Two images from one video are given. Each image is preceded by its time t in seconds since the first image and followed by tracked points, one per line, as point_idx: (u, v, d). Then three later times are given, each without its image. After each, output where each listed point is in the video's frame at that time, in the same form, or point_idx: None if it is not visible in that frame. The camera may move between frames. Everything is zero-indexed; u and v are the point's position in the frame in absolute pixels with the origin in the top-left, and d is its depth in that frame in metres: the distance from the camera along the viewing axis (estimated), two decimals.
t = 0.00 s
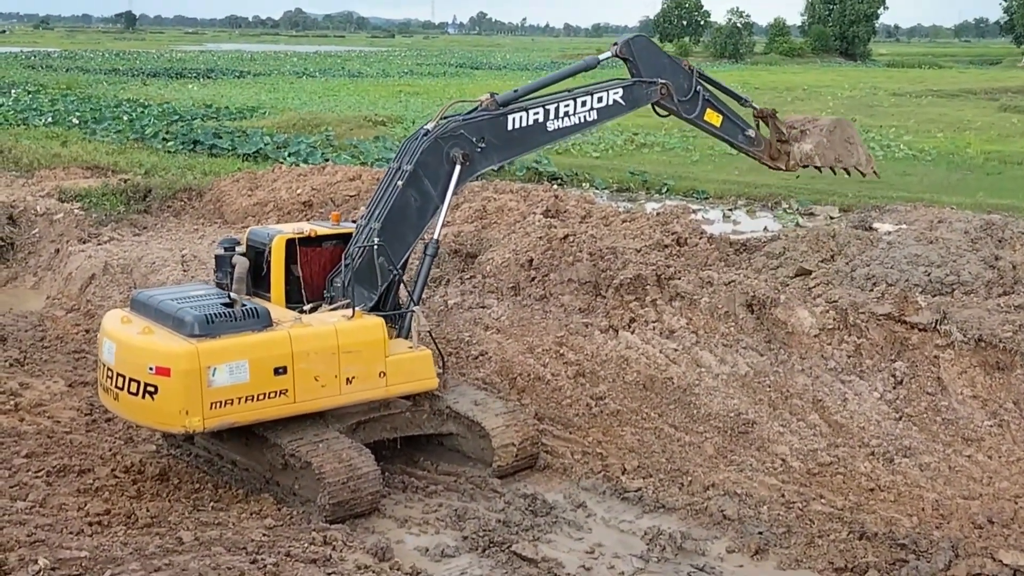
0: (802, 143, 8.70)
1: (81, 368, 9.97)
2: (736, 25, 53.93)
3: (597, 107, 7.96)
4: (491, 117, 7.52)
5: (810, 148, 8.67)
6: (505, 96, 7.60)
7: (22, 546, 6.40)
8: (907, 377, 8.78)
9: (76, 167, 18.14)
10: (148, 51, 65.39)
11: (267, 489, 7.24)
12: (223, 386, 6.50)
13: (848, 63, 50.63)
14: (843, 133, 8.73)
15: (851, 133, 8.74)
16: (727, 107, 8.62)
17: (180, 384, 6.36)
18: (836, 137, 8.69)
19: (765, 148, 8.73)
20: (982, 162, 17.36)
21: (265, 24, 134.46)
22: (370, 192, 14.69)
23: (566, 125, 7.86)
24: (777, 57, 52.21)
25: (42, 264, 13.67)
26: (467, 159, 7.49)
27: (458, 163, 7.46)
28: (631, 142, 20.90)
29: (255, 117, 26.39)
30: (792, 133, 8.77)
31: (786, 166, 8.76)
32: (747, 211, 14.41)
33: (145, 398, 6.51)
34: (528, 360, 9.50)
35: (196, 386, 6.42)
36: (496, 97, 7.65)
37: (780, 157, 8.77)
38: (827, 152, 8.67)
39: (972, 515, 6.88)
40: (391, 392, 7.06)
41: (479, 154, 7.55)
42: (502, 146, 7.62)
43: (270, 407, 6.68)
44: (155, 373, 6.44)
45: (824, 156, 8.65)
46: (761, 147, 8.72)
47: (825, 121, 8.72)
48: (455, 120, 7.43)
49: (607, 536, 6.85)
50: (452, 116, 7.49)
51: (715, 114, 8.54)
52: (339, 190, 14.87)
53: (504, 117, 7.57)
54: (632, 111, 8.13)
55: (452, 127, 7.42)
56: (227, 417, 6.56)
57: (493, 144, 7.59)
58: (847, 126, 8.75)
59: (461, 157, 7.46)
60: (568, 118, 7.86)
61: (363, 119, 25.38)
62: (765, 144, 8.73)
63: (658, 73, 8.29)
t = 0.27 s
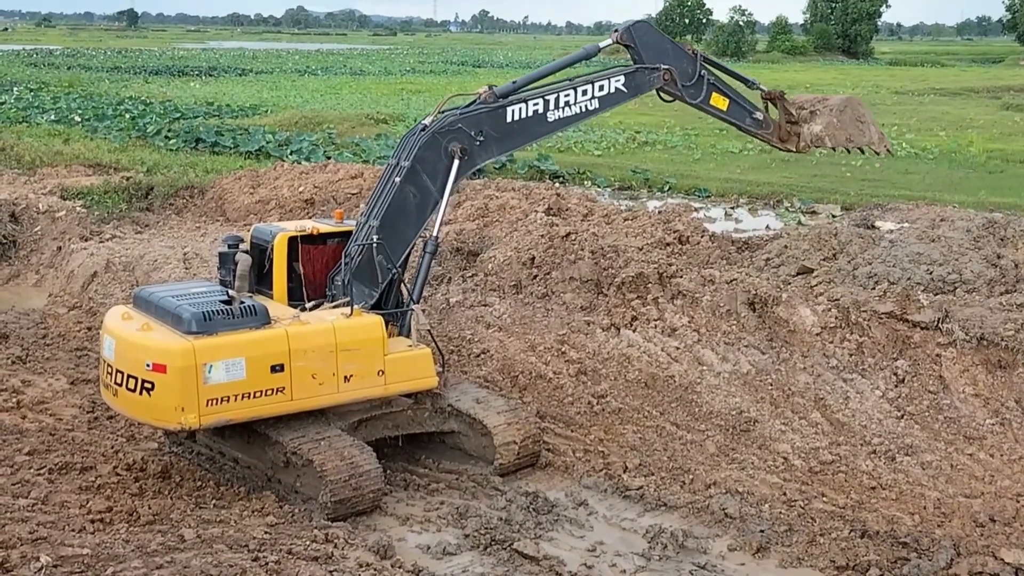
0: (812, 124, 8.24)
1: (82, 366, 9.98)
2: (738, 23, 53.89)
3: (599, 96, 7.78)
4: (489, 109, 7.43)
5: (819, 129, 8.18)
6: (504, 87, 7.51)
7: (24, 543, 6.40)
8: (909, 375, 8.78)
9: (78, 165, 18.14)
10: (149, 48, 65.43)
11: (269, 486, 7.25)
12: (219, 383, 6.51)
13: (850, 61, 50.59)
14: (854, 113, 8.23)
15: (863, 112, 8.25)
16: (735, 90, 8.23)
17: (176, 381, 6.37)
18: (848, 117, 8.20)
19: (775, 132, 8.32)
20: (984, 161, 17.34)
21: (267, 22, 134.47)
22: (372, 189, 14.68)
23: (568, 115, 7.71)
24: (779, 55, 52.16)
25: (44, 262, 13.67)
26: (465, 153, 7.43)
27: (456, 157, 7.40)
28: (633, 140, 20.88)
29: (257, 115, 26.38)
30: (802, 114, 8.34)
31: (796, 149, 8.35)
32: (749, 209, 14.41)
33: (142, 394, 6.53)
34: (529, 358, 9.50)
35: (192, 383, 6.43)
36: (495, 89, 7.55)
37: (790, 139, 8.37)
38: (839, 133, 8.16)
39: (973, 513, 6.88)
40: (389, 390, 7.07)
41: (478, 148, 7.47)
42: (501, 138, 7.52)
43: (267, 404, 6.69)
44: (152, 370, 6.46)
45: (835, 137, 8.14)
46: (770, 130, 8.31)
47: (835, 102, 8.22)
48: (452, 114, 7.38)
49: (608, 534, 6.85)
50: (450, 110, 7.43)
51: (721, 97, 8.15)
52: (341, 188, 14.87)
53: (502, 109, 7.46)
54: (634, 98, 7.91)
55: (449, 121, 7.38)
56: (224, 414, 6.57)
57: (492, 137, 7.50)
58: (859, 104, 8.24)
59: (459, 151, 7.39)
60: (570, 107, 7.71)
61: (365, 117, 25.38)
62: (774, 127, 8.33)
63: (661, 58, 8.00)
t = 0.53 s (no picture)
0: (824, 108, 8.04)
1: (83, 365, 9.99)
2: (739, 24, 53.89)
3: (599, 87, 7.68)
4: (486, 104, 7.37)
5: (831, 113, 8.00)
6: (501, 82, 7.44)
7: (24, 542, 6.41)
8: (909, 375, 8.79)
9: (78, 164, 18.15)
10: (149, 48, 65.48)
11: (269, 486, 7.25)
12: (212, 382, 6.53)
13: (851, 62, 50.60)
14: (867, 95, 8.03)
15: (876, 94, 8.04)
16: (740, 75, 8.04)
17: (167, 379, 6.41)
18: (861, 99, 8.00)
19: (785, 117, 8.12)
20: (984, 161, 17.34)
21: (267, 21, 134.49)
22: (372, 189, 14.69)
23: (568, 108, 7.61)
24: (779, 55, 52.16)
25: (44, 261, 13.67)
26: (462, 149, 7.38)
27: (453, 153, 7.35)
28: (634, 141, 20.89)
29: (258, 115, 26.39)
30: (813, 98, 8.11)
31: (808, 133, 8.14)
32: (749, 210, 14.42)
33: (137, 392, 6.58)
34: (529, 358, 9.51)
35: (185, 382, 6.46)
36: (492, 84, 7.48)
37: (802, 123, 8.15)
38: (851, 116, 7.97)
39: (973, 514, 6.88)
40: (386, 390, 7.04)
41: (476, 143, 7.42)
42: (500, 133, 7.45)
43: (261, 404, 6.70)
44: (146, 368, 6.50)
45: (847, 120, 7.96)
46: (780, 115, 8.09)
47: (847, 84, 8.04)
48: (449, 110, 7.34)
49: (608, 534, 6.85)
50: (446, 106, 7.40)
51: (727, 83, 7.97)
52: (341, 188, 14.87)
53: (500, 104, 7.41)
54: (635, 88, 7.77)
55: (446, 118, 7.34)
56: (216, 413, 6.59)
57: (490, 132, 7.45)
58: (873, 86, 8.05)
59: (456, 147, 7.34)
60: (570, 100, 7.61)
61: (365, 116, 25.38)
62: (784, 112, 8.12)
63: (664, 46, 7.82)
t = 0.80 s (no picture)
0: (835, 95, 7.87)
1: (81, 367, 9.98)
2: (738, 26, 53.95)
3: (598, 81, 7.57)
4: (482, 102, 7.27)
5: (842, 100, 7.84)
6: (498, 78, 7.34)
7: (22, 544, 6.41)
8: (908, 378, 8.79)
9: (77, 166, 18.15)
10: (149, 49, 65.56)
11: (267, 487, 7.25)
12: (202, 382, 6.54)
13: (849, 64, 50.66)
14: (879, 81, 7.84)
15: (889, 79, 7.83)
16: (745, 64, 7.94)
17: (158, 379, 6.42)
18: (872, 86, 7.83)
19: (795, 106, 7.99)
20: (983, 164, 17.35)
21: (267, 23, 134.49)
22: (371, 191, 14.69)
23: (566, 103, 7.52)
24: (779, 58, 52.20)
25: (43, 262, 13.67)
26: (458, 148, 7.30)
27: (449, 153, 7.28)
28: (633, 143, 20.90)
29: (257, 117, 26.40)
30: (824, 84, 7.93)
31: (819, 121, 7.99)
32: (748, 212, 14.43)
33: (128, 391, 6.60)
34: (528, 360, 9.51)
35: (175, 382, 6.47)
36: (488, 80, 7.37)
37: (812, 111, 8.00)
38: (862, 104, 7.81)
39: (972, 516, 6.88)
40: (379, 392, 7.03)
41: (472, 142, 7.34)
42: (496, 130, 7.37)
43: (252, 404, 6.70)
44: (137, 367, 6.52)
45: (858, 108, 7.82)
46: (789, 103, 7.98)
47: (858, 69, 7.84)
48: (443, 109, 7.24)
49: (606, 536, 6.86)
50: (440, 104, 7.30)
51: (733, 73, 7.87)
52: (340, 189, 14.86)
53: (496, 100, 7.31)
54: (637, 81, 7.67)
55: (440, 116, 7.24)
56: (207, 413, 6.60)
57: (487, 130, 7.35)
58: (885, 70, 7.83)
59: (452, 146, 7.26)
60: (568, 95, 7.52)
61: (364, 118, 25.37)
62: (793, 99, 7.99)
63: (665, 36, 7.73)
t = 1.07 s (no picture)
0: (846, 81, 7.54)
1: (76, 370, 9.97)
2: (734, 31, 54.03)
3: (594, 75, 7.37)
4: (472, 101, 7.14)
5: (854, 86, 7.50)
6: (489, 76, 7.19)
7: (16, 547, 6.40)
8: (902, 383, 8.81)
9: (72, 169, 18.13)
10: (145, 52, 65.53)
11: (262, 491, 7.24)
12: (186, 384, 6.55)
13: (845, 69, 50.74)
14: (892, 65, 7.44)
15: (903, 63, 7.43)
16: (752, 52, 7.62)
17: (142, 380, 6.45)
18: (885, 71, 7.44)
19: (805, 95, 7.66)
20: (978, 169, 17.39)
21: (263, 26, 134.50)
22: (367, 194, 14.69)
23: (562, 99, 7.32)
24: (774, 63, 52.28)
25: (38, 265, 13.65)
26: (449, 149, 7.17)
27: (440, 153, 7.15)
28: (629, 147, 20.92)
29: (252, 120, 26.39)
30: (835, 71, 7.60)
31: (831, 108, 7.64)
32: (743, 216, 14.45)
33: (115, 391, 6.64)
34: (524, 363, 9.52)
35: (159, 383, 6.49)
36: (480, 79, 7.23)
37: (824, 98, 7.65)
38: (874, 89, 7.45)
39: (966, 520, 6.89)
40: (367, 397, 7.00)
41: (463, 142, 7.20)
42: (489, 129, 7.22)
43: (236, 407, 6.71)
44: (123, 367, 6.55)
45: (870, 92, 7.44)
46: (798, 91, 7.65)
47: (869, 54, 7.48)
48: (433, 109, 7.12)
49: (602, 540, 6.86)
50: (431, 105, 7.18)
51: (738, 62, 7.55)
52: (336, 193, 14.87)
53: (488, 99, 7.16)
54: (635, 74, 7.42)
55: (431, 117, 7.12)
56: (191, 415, 6.62)
57: (479, 129, 7.21)
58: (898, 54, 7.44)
59: (443, 147, 7.14)
60: (564, 90, 7.33)
61: (360, 122, 25.37)
62: (802, 87, 7.65)
63: (666, 25, 7.45)
